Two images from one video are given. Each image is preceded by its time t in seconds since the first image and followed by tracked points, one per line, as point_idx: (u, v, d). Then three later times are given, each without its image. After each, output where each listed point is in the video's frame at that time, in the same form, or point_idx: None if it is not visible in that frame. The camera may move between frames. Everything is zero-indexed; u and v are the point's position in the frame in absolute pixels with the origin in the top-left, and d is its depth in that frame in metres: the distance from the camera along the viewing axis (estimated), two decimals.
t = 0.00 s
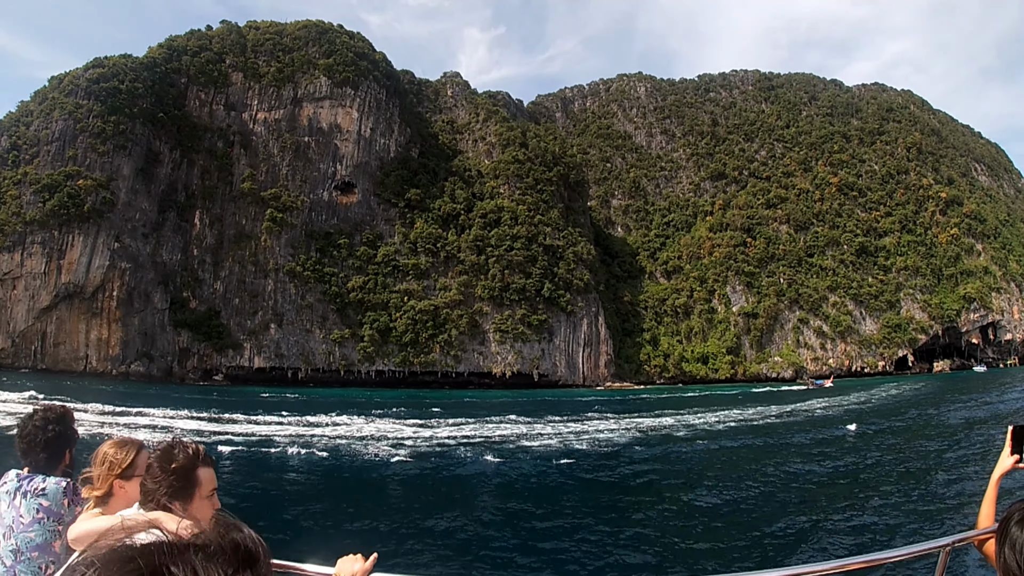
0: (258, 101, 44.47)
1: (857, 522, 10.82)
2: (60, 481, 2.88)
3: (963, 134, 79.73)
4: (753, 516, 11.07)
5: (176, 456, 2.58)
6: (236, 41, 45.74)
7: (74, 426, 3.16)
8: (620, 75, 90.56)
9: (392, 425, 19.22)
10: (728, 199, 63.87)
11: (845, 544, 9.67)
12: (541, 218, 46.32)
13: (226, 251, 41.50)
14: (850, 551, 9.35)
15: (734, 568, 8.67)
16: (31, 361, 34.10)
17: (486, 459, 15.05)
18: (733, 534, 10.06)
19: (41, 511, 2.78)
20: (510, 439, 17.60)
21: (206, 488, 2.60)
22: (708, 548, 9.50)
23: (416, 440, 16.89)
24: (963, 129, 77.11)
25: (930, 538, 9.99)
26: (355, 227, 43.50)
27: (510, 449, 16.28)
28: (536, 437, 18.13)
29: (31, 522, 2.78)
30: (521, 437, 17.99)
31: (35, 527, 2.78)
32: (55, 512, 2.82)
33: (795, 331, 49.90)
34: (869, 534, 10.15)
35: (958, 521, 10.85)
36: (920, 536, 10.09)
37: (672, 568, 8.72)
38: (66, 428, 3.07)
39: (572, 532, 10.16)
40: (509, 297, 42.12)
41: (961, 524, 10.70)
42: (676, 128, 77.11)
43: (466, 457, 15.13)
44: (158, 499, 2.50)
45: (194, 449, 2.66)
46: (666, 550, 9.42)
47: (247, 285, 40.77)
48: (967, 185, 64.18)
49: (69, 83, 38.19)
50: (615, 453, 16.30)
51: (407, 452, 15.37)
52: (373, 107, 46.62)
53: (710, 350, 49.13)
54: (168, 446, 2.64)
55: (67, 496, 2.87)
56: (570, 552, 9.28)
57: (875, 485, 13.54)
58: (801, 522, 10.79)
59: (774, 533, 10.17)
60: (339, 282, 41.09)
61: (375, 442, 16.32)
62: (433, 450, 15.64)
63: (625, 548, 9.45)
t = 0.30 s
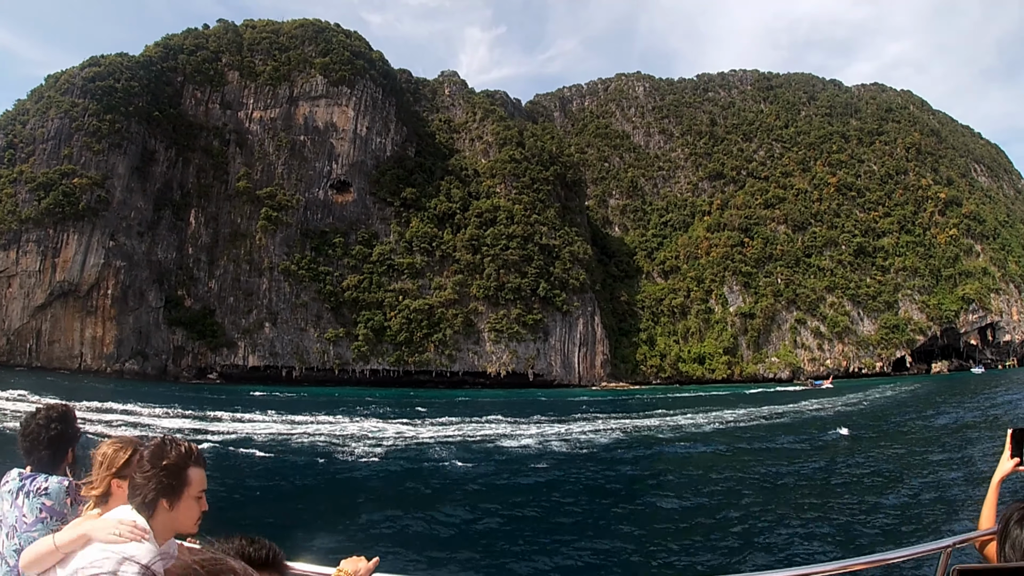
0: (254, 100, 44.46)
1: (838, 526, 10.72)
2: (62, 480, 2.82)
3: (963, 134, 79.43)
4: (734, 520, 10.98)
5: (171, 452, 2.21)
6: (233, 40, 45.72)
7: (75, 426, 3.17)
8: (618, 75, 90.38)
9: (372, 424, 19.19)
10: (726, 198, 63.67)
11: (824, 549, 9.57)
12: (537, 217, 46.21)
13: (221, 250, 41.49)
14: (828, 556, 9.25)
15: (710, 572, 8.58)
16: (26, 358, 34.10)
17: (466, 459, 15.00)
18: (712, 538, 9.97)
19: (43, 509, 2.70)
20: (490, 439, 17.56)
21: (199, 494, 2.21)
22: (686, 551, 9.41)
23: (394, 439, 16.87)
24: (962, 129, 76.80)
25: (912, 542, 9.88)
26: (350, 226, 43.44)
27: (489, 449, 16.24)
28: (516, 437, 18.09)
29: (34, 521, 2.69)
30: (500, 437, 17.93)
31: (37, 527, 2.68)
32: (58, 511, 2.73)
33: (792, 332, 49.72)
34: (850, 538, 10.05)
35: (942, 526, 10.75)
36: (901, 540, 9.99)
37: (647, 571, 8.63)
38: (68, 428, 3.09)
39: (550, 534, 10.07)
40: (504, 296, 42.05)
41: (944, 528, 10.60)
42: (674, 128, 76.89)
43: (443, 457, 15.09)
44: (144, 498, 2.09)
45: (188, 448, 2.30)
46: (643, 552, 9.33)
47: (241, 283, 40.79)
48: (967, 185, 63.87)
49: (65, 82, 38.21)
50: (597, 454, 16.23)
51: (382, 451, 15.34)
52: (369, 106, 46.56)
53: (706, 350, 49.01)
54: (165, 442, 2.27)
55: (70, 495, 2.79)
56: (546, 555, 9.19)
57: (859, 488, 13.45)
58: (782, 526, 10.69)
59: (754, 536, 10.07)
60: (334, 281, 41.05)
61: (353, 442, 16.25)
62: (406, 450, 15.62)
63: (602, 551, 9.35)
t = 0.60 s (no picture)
0: (250, 100, 44.43)
1: (811, 526, 10.70)
2: (60, 482, 2.82)
3: (961, 135, 79.35)
4: (708, 520, 10.95)
5: (160, 450, 2.48)
6: (229, 39, 45.71)
7: (75, 425, 3.20)
8: (616, 75, 90.13)
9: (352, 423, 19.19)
10: (723, 199, 63.54)
11: (795, 549, 9.54)
12: (533, 217, 46.15)
13: (215, 250, 41.49)
14: (797, 556, 9.22)
15: (676, 572, 8.57)
16: (21, 357, 33.99)
17: (443, 459, 14.98)
18: (682, 538, 9.95)
19: (42, 510, 2.70)
20: (468, 439, 17.57)
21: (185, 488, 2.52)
22: (654, 551, 9.40)
23: (372, 439, 16.87)
24: (961, 130, 76.63)
25: (883, 543, 9.85)
26: (345, 226, 43.42)
27: (465, 449, 16.24)
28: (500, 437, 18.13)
29: (32, 522, 2.69)
30: (478, 438, 17.93)
31: (34, 528, 2.68)
32: (56, 512, 2.74)
33: (789, 333, 49.66)
34: (821, 538, 10.02)
35: (915, 528, 10.71)
36: (872, 541, 9.96)
37: (614, 571, 8.61)
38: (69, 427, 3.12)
39: (520, 534, 10.07)
40: (499, 297, 42.00)
41: (916, 530, 10.57)
42: (672, 128, 76.73)
43: (418, 457, 15.09)
44: (133, 492, 2.37)
45: (175, 443, 2.58)
46: (612, 552, 9.32)
47: (236, 283, 40.77)
48: (965, 186, 63.68)
49: (61, 81, 38.13)
50: (576, 455, 16.22)
51: (356, 451, 15.31)
52: (365, 105, 46.55)
53: (703, 352, 48.96)
54: (153, 438, 2.54)
55: (68, 497, 2.79)
56: (514, 554, 9.18)
57: (837, 490, 13.42)
58: (755, 526, 10.66)
59: (724, 537, 10.04)
60: (328, 280, 40.99)
61: (330, 441, 16.21)
62: (380, 450, 15.60)
63: (571, 550, 9.34)
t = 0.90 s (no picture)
0: (239, 96, 44.36)
1: (774, 523, 10.56)
2: (52, 479, 2.80)
3: (954, 136, 79.44)
4: (670, 518, 10.83)
5: (144, 445, 2.47)
6: (219, 36, 45.66)
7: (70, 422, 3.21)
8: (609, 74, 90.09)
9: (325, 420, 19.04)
10: (715, 199, 63.53)
11: (752, 546, 9.43)
12: (523, 215, 46.17)
13: (203, 246, 41.46)
14: (754, 554, 9.11)
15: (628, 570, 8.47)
16: (8, 353, 33.98)
17: (411, 455, 14.77)
18: (640, 536, 9.85)
19: (32, 509, 2.70)
20: (439, 437, 17.06)
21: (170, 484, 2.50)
22: (610, 549, 9.27)
23: (341, 436, 16.58)
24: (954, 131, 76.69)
25: (843, 540, 9.75)
26: (334, 223, 43.41)
27: (434, 446, 15.81)
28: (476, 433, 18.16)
29: (21, 521, 2.70)
30: (451, 434, 17.66)
31: (26, 525, 2.71)
32: (47, 511, 2.73)
33: (779, 333, 49.80)
34: (780, 536, 9.91)
35: (879, 524, 10.59)
36: (832, 538, 9.84)
37: (567, 568, 8.52)
38: (63, 422, 3.12)
39: (478, 529, 9.96)
40: (487, 295, 42.01)
41: (880, 526, 10.44)
42: (664, 127, 76.69)
43: (389, 451, 15.14)
44: (114, 488, 2.34)
45: (158, 441, 2.57)
46: (567, 550, 9.21)
47: (223, 280, 40.74)
48: (958, 187, 63.73)
49: (50, 76, 38.04)
50: (549, 451, 16.20)
51: (323, 447, 15.09)
52: (355, 102, 46.55)
53: (692, 351, 49.01)
54: (136, 435, 2.53)
55: (59, 495, 2.77)
56: (468, 549, 9.08)
57: (807, 488, 13.30)
58: (717, 524, 10.54)
59: (684, 535, 9.93)
60: (316, 278, 40.99)
61: (298, 438, 16.03)
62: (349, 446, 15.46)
63: (526, 547, 9.23)
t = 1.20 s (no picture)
0: (232, 95, 44.26)
1: (745, 522, 10.48)
2: (47, 479, 2.65)
3: (949, 138, 79.42)
4: (642, 516, 10.75)
5: (130, 439, 2.54)
6: (213, 35, 45.66)
7: (63, 421, 3.10)
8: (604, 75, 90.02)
9: (304, 420, 18.93)
10: (710, 199, 63.47)
11: (721, 545, 9.33)
12: (516, 215, 46.15)
13: (195, 246, 41.43)
14: (722, 553, 9.01)
15: (591, 569, 8.37)
16: None
17: (381, 454, 14.54)
18: (608, 535, 9.76)
19: (28, 508, 2.58)
20: (413, 437, 16.75)
21: (149, 479, 2.58)
22: (579, 547, 9.22)
23: (315, 436, 16.39)
24: (949, 132, 76.69)
25: (813, 540, 9.65)
26: (326, 223, 43.39)
27: (406, 446, 15.55)
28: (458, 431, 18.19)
29: (17, 521, 2.57)
30: (426, 434, 17.44)
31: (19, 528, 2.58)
32: (42, 511, 2.60)
33: (773, 333, 49.84)
34: (750, 535, 9.82)
35: (852, 524, 10.49)
36: (803, 538, 9.74)
37: (529, 566, 8.41)
38: (54, 423, 3.03)
39: (445, 526, 9.86)
40: (479, 295, 41.98)
41: (853, 526, 10.34)
42: (659, 128, 76.64)
43: (368, 448, 15.15)
44: (97, 479, 2.40)
45: (143, 433, 2.65)
46: (535, 547, 9.12)
47: (214, 279, 40.71)
48: (953, 189, 63.68)
49: (43, 75, 38.05)
50: (531, 448, 16.20)
51: (303, 445, 15.11)
52: (348, 102, 46.53)
53: (686, 352, 48.86)
54: (122, 426, 2.60)
55: (55, 496, 2.65)
56: (433, 545, 8.99)
57: (784, 488, 13.19)
58: (688, 523, 10.44)
59: (653, 534, 9.83)
60: (308, 277, 40.96)
61: (273, 437, 15.88)
62: (329, 443, 15.49)
63: (492, 545, 9.13)
